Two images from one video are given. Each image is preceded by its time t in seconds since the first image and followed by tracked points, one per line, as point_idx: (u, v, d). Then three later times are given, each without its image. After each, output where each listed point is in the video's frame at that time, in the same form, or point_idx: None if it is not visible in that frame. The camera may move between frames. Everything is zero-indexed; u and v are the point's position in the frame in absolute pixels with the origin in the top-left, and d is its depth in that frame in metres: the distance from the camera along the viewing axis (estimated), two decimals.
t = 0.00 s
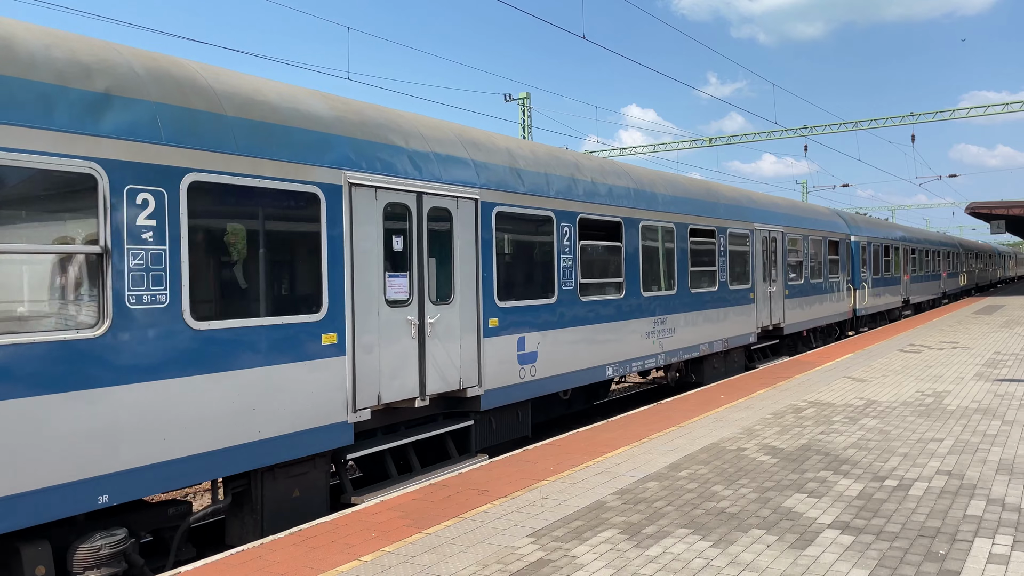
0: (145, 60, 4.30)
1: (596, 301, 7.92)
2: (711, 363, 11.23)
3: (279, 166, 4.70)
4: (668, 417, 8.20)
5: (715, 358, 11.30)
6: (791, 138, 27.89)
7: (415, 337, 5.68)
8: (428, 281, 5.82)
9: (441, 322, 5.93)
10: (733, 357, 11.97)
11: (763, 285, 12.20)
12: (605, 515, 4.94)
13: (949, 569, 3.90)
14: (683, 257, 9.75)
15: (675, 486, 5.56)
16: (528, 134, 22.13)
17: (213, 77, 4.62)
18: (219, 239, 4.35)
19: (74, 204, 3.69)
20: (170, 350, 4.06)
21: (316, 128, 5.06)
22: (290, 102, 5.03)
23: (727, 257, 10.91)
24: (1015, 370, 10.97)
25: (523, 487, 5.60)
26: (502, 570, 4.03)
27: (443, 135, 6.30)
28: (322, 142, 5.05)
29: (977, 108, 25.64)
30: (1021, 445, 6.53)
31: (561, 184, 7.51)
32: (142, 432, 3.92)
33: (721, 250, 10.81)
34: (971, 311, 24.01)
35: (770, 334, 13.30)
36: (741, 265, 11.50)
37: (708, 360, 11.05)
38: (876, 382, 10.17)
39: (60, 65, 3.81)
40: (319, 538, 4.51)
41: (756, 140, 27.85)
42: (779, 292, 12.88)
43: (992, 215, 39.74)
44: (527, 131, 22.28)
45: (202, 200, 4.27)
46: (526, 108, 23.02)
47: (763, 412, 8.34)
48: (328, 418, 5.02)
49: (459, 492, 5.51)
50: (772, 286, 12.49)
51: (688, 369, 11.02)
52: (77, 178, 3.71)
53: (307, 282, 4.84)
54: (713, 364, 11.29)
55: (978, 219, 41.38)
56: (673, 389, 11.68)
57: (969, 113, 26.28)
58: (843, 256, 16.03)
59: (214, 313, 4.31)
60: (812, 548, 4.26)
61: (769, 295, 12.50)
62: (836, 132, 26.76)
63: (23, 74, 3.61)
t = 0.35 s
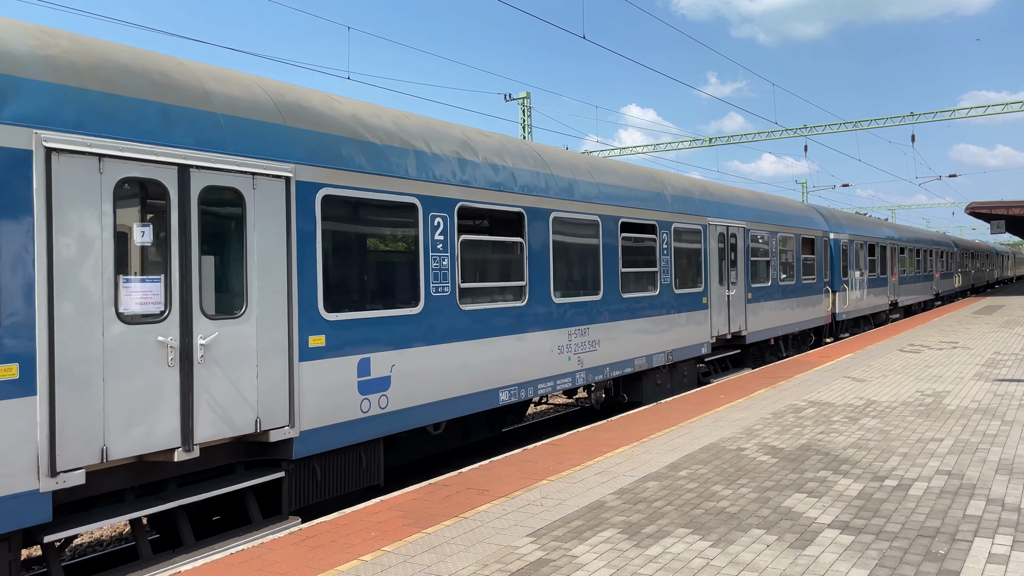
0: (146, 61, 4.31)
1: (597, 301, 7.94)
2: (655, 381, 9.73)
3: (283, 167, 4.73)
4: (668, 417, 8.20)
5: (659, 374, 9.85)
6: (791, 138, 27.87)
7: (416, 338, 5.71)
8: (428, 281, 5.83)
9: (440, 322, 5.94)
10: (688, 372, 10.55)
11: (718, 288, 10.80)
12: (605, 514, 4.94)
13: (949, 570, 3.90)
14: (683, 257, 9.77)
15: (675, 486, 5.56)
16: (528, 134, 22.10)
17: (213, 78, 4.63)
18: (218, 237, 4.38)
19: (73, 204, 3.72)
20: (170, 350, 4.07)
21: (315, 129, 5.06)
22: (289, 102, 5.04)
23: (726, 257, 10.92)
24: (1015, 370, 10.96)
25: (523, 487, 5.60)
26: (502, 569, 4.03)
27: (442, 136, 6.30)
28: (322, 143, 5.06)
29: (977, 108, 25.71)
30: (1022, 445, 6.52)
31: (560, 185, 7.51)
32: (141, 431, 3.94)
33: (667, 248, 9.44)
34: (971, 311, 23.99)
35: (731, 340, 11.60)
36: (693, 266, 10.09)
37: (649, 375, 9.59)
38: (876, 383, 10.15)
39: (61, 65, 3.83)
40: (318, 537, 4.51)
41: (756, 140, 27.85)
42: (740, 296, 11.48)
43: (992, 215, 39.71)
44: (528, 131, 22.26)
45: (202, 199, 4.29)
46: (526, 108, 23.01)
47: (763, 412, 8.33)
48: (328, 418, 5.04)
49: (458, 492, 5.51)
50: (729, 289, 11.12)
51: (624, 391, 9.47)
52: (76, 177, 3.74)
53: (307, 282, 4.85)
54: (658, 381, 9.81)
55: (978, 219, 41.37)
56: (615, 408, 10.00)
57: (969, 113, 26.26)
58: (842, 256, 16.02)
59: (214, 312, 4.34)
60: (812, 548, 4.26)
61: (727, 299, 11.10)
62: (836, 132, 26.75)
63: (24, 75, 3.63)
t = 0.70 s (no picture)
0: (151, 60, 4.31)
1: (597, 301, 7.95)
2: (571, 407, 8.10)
3: (287, 167, 4.74)
4: (668, 417, 8.21)
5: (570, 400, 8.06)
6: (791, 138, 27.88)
7: (418, 338, 5.71)
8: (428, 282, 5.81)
9: (441, 322, 5.95)
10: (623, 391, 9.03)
11: (661, 293, 9.34)
12: (606, 515, 4.94)
13: (949, 570, 3.90)
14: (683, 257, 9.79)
15: (675, 486, 5.56)
16: (527, 134, 22.14)
17: (214, 75, 4.62)
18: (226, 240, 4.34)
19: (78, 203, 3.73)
20: (173, 349, 4.06)
21: (316, 129, 5.04)
22: (292, 102, 5.03)
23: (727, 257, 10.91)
24: (1015, 370, 10.96)
25: (523, 487, 5.59)
26: (502, 570, 4.03)
27: (441, 135, 6.28)
28: (323, 144, 5.03)
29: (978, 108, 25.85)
30: (1022, 445, 6.52)
31: (560, 186, 7.49)
32: (151, 431, 3.94)
33: (588, 244, 7.83)
34: (971, 311, 24.00)
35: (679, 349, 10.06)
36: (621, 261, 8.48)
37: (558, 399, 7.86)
38: (876, 383, 10.15)
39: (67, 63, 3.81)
40: (318, 538, 4.51)
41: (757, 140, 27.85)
42: (689, 300, 9.93)
43: (993, 215, 39.73)
44: (528, 132, 22.29)
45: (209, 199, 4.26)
46: (527, 109, 23.03)
47: (763, 413, 8.33)
48: (332, 418, 5.03)
49: (459, 492, 5.51)
50: (675, 294, 9.58)
51: (530, 422, 7.81)
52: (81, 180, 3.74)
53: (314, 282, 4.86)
54: (577, 406, 8.17)
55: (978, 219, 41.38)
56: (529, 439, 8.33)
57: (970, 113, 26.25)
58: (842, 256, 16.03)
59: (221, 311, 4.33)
60: (812, 548, 4.25)
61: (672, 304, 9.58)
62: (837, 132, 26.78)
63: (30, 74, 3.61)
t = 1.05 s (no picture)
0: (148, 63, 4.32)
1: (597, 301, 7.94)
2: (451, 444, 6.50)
3: (285, 166, 4.74)
4: (669, 417, 8.22)
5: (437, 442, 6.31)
6: (791, 138, 27.87)
7: (416, 338, 5.71)
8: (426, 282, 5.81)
9: (440, 322, 5.95)
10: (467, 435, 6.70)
11: (577, 300, 7.67)
12: (606, 516, 4.94)
13: (950, 570, 3.90)
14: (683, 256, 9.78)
15: (676, 487, 5.56)
16: (528, 134, 22.12)
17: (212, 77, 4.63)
18: (223, 240, 4.38)
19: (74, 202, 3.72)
20: (171, 350, 4.07)
21: (315, 129, 5.03)
22: (290, 102, 5.03)
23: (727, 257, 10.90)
24: (1016, 370, 10.98)
25: (523, 488, 5.59)
26: (503, 570, 4.03)
27: (440, 135, 6.26)
28: (323, 143, 5.04)
29: (977, 109, 26.03)
30: (1023, 445, 6.53)
31: (560, 185, 7.48)
32: (149, 432, 3.96)
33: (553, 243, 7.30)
34: (971, 312, 24.04)
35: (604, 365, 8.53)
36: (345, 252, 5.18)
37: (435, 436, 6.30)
38: (877, 383, 10.16)
39: (66, 67, 3.84)
40: (319, 538, 4.52)
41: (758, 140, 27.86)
42: (618, 306, 8.36)
43: (993, 215, 39.77)
44: (529, 132, 22.30)
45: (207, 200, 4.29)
46: (527, 109, 23.01)
47: (764, 413, 8.33)
48: (331, 418, 5.03)
49: (459, 493, 5.50)
50: (596, 302, 7.96)
51: (388, 465, 6.25)
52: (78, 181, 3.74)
53: (312, 283, 4.87)
54: (453, 443, 6.47)
55: (979, 219, 41.37)
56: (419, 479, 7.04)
57: (971, 114, 26.25)
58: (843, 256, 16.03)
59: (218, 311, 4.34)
60: (813, 549, 4.25)
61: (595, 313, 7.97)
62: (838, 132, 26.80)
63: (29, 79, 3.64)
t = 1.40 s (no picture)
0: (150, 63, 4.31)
1: (598, 302, 7.95)
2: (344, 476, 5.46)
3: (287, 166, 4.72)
4: (669, 417, 8.23)
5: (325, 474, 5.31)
6: (792, 138, 27.90)
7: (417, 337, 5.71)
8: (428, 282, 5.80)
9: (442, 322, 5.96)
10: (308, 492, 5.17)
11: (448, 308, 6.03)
12: (607, 516, 4.93)
13: (950, 570, 3.90)
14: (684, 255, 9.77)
15: (676, 487, 5.56)
16: (529, 134, 22.13)
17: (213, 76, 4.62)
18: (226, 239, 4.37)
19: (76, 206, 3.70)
20: (172, 350, 4.07)
21: (315, 129, 5.03)
22: (291, 102, 5.02)
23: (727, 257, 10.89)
24: (1016, 370, 10.98)
25: (524, 488, 5.59)
26: (503, 571, 4.03)
27: (440, 135, 6.27)
28: (324, 143, 5.03)
29: (977, 108, 25.79)
30: None
31: (560, 184, 7.47)
32: (151, 433, 3.95)
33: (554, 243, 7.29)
34: (972, 312, 24.05)
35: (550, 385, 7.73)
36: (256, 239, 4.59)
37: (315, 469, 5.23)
38: (878, 383, 10.16)
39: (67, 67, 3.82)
40: (320, 538, 4.53)
41: (759, 140, 27.88)
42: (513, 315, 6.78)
43: (994, 215, 39.79)
44: (531, 132, 22.35)
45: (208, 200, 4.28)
46: (528, 109, 23.03)
47: (764, 413, 8.34)
48: (333, 419, 5.02)
49: (459, 494, 5.50)
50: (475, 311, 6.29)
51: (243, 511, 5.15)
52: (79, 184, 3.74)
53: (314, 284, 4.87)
54: (346, 475, 5.44)
55: (979, 219, 41.36)
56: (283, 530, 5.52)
57: (972, 114, 26.27)
58: (843, 256, 16.04)
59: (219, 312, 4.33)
60: (813, 549, 4.25)
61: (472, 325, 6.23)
62: (839, 132, 26.81)
63: (29, 78, 3.62)
